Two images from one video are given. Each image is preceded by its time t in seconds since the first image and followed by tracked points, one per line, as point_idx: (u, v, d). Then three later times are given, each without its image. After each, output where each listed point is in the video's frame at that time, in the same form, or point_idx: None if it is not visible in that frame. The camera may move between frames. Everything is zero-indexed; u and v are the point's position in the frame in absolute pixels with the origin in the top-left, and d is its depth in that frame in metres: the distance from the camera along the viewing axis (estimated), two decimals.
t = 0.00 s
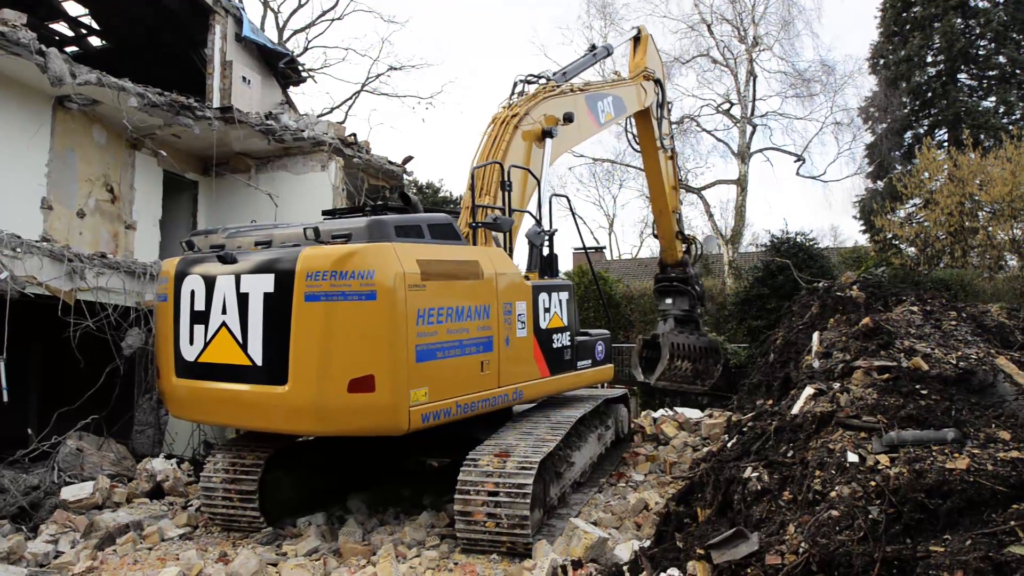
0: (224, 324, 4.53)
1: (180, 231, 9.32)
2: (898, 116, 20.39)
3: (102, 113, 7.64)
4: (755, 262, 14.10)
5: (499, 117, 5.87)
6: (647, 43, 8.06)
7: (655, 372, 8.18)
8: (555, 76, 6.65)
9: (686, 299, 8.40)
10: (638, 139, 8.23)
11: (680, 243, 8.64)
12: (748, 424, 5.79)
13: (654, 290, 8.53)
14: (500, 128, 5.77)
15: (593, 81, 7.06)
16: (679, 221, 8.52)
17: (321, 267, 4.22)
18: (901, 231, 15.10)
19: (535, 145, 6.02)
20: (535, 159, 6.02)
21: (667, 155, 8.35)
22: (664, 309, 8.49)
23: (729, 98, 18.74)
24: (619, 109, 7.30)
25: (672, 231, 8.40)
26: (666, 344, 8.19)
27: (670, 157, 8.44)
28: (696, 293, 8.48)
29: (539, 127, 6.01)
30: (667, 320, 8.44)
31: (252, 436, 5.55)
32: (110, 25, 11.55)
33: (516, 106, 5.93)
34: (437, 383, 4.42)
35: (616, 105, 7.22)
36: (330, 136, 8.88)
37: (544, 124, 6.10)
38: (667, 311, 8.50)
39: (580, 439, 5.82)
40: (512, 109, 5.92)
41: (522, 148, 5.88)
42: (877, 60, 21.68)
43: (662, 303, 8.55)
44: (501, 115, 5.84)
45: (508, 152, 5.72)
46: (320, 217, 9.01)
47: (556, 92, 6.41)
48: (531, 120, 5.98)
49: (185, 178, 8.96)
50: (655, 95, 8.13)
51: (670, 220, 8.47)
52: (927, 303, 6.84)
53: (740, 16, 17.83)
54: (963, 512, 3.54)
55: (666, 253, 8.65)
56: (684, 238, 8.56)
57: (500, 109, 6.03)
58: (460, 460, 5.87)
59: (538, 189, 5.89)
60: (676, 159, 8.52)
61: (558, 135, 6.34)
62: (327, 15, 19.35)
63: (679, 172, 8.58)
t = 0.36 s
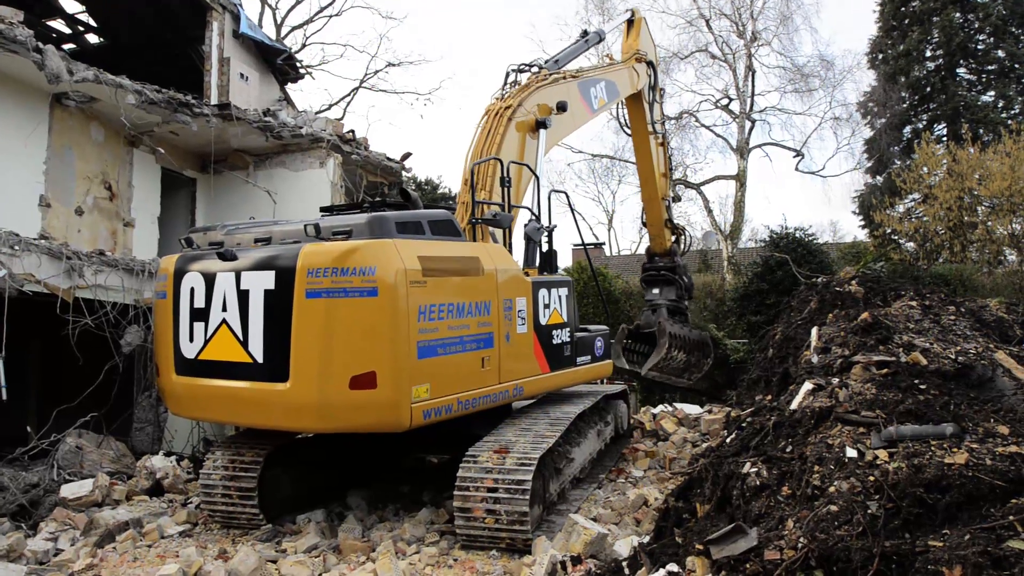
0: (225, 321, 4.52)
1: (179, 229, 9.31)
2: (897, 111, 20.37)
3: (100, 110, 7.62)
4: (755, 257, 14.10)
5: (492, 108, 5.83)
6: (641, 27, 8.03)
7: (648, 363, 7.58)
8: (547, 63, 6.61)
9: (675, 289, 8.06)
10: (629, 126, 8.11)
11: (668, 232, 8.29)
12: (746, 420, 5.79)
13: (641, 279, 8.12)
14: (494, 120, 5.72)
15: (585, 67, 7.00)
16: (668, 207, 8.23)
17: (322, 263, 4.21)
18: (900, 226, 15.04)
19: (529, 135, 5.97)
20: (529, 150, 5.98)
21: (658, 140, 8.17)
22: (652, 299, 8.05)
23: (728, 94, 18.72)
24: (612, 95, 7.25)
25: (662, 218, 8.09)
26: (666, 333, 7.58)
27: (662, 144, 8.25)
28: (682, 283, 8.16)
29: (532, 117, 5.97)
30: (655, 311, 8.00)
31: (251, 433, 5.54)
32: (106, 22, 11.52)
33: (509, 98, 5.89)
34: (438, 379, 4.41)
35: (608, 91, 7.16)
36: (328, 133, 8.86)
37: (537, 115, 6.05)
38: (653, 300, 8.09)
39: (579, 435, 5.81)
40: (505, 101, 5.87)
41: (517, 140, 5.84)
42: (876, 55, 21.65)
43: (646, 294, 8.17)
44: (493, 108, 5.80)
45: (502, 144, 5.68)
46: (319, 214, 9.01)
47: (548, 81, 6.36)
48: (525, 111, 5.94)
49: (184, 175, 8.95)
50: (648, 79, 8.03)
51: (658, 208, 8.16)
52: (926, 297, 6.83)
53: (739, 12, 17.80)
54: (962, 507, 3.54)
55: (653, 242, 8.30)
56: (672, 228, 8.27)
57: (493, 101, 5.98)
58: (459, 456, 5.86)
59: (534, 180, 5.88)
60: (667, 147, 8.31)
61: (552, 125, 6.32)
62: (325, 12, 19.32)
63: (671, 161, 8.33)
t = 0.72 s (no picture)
0: (231, 323, 4.52)
1: (183, 231, 9.33)
2: (902, 112, 20.33)
3: (105, 113, 7.65)
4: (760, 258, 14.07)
5: (492, 107, 5.80)
6: (641, 18, 7.99)
7: (653, 361, 7.29)
8: (547, 58, 6.60)
9: (671, 285, 7.86)
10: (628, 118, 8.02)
11: (665, 226, 8.16)
12: (751, 422, 5.78)
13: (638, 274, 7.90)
14: (494, 119, 5.69)
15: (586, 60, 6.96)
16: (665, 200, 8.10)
17: (329, 265, 4.22)
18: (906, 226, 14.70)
19: (529, 133, 5.95)
20: (529, 148, 5.96)
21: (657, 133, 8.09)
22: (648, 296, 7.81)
23: (732, 94, 18.71)
24: (612, 87, 7.21)
25: (659, 212, 7.95)
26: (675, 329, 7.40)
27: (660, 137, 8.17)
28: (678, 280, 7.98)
29: (533, 114, 5.95)
30: (655, 307, 7.77)
31: (255, 436, 5.55)
32: (111, 24, 11.56)
33: (509, 95, 5.86)
34: (444, 381, 4.42)
35: (609, 83, 7.12)
36: (332, 135, 8.87)
37: (537, 112, 6.03)
38: (649, 297, 7.86)
39: (583, 437, 5.81)
40: (504, 99, 5.85)
41: (517, 138, 5.82)
42: (881, 55, 21.61)
43: (642, 290, 7.96)
44: (493, 106, 5.77)
45: (503, 143, 5.65)
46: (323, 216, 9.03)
47: (548, 76, 6.33)
48: (525, 108, 5.91)
49: (188, 178, 8.98)
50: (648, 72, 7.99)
51: (656, 201, 8.03)
52: (931, 299, 6.80)
53: (743, 12, 17.79)
54: (968, 509, 3.54)
55: (650, 237, 8.16)
56: (669, 222, 8.14)
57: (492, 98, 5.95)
58: (464, 458, 5.86)
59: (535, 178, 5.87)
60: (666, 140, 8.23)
61: (553, 121, 6.29)
62: (329, 14, 19.33)
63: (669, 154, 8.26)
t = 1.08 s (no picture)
0: (234, 326, 4.50)
1: (181, 233, 9.33)
2: (900, 112, 20.35)
3: (102, 114, 7.64)
4: (757, 258, 14.07)
5: (483, 104, 5.76)
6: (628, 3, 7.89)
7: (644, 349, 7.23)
8: (534, 50, 6.54)
9: (657, 271, 7.76)
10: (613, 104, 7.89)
11: (651, 213, 8.03)
12: (749, 422, 5.78)
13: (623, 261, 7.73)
14: (484, 117, 5.65)
15: (571, 48, 6.86)
16: (651, 187, 7.96)
17: (335, 267, 4.20)
18: (903, 228, 15.15)
19: (520, 128, 5.90)
20: (520, 144, 5.92)
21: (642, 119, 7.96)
22: (633, 282, 7.71)
23: (729, 96, 18.74)
24: (599, 75, 7.12)
25: (644, 197, 7.80)
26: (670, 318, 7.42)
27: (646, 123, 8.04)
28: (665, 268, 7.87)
29: (523, 110, 5.90)
30: (642, 295, 7.63)
31: (253, 437, 5.54)
32: (108, 26, 11.55)
33: (499, 92, 5.81)
34: (450, 382, 4.41)
35: (596, 71, 7.02)
36: (330, 137, 8.87)
37: (528, 107, 5.97)
38: (634, 284, 7.75)
39: (581, 438, 5.81)
40: (494, 96, 5.80)
41: (508, 135, 5.77)
42: (878, 56, 21.64)
43: (627, 277, 7.80)
44: (483, 105, 5.73)
45: (494, 141, 5.61)
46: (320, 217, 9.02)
47: (536, 69, 6.26)
48: (515, 103, 5.86)
49: (186, 179, 8.97)
50: (633, 58, 7.85)
51: (642, 187, 7.89)
52: (928, 300, 6.80)
53: (740, 14, 17.81)
54: (965, 509, 3.54)
55: (635, 224, 8.03)
56: (655, 209, 8.01)
57: (482, 95, 5.91)
58: (462, 460, 5.86)
59: (527, 174, 5.84)
60: (651, 126, 8.10)
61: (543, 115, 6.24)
62: (327, 16, 19.40)
63: (654, 139, 8.14)
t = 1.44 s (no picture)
0: (243, 329, 4.38)
1: (181, 237, 9.34)
2: (900, 116, 20.35)
3: (103, 119, 7.65)
4: (757, 262, 14.08)
5: (477, 105, 5.74)
6: None
7: (633, 344, 7.07)
8: (525, 48, 6.50)
9: (644, 266, 7.62)
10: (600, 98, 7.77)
11: (638, 205, 7.85)
12: (749, 427, 5.77)
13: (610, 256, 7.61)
14: (479, 119, 5.63)
15: (560, 44, 6.79)
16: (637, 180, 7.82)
17: (348, 270, 4.12)
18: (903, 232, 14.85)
19: (514, 129, 5.90)
20: (515, 145, 5.91)
21: (629, 113, 7.86)
22: (619, 278, 7.59)
23: (729, 100, 18.76)
24: (589, 71, 7.06)
25: (632, 192, 7.66)
26: (658, 314, 7.29)
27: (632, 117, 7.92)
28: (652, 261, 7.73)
29: (517, 110, 5.89)
30: (629, 291, 7.49)
31: (253, 442, 5.54)
32: (109, 31, 11.58)
33: (492, 93, 5.80)
34: (462, 386, 4.37)
35: (585, 67, 6.96)
36: (330, 141, 8.88)
37: (522, 108, 5.97)
38: (620, 279, 7.62)
39: (581, 442, 5.81)
40: (489, 96, 5.78)
41: (503, 136, 5.76)
42: (878, 60, 21.64)
43: (614, 273, 7.67)
44: (477, 106, 5.71)
45: (490, 142, 5.60)
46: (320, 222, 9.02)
47: (529, 68, 6.23)
48: (509, 104, 5.85)
49: (186, 184, 8.99)
50: (621, 50, 7.73)
51: (628, 181, 7.76)
52: (928, 303, 6.79)
53: (740, 18, 17.83)
54: (966, 513, 3.53)
55: (622, 218, 7.87)
56: (642, 202, 7.86)
57: (477, 97, 5.89)
58: (463, 464, 5.85)
59: (522, 174, 5.83)
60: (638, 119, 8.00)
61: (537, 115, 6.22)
62: (327, 20, 19.48)
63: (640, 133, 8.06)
